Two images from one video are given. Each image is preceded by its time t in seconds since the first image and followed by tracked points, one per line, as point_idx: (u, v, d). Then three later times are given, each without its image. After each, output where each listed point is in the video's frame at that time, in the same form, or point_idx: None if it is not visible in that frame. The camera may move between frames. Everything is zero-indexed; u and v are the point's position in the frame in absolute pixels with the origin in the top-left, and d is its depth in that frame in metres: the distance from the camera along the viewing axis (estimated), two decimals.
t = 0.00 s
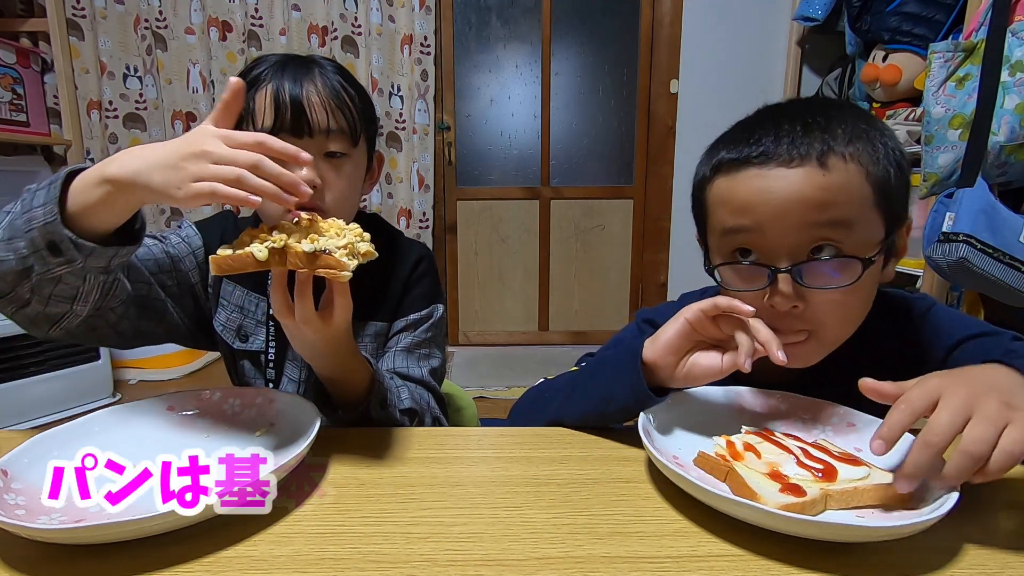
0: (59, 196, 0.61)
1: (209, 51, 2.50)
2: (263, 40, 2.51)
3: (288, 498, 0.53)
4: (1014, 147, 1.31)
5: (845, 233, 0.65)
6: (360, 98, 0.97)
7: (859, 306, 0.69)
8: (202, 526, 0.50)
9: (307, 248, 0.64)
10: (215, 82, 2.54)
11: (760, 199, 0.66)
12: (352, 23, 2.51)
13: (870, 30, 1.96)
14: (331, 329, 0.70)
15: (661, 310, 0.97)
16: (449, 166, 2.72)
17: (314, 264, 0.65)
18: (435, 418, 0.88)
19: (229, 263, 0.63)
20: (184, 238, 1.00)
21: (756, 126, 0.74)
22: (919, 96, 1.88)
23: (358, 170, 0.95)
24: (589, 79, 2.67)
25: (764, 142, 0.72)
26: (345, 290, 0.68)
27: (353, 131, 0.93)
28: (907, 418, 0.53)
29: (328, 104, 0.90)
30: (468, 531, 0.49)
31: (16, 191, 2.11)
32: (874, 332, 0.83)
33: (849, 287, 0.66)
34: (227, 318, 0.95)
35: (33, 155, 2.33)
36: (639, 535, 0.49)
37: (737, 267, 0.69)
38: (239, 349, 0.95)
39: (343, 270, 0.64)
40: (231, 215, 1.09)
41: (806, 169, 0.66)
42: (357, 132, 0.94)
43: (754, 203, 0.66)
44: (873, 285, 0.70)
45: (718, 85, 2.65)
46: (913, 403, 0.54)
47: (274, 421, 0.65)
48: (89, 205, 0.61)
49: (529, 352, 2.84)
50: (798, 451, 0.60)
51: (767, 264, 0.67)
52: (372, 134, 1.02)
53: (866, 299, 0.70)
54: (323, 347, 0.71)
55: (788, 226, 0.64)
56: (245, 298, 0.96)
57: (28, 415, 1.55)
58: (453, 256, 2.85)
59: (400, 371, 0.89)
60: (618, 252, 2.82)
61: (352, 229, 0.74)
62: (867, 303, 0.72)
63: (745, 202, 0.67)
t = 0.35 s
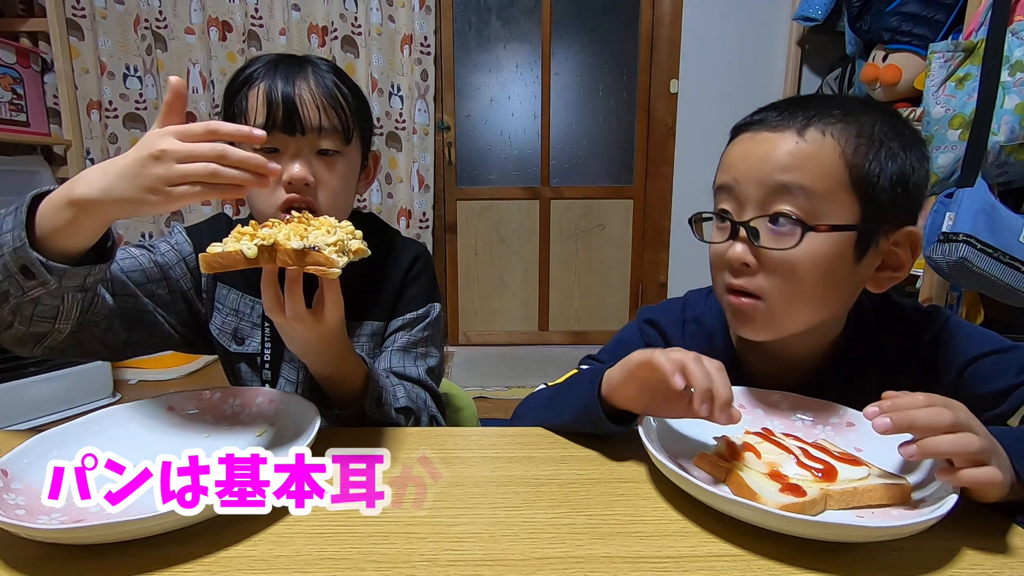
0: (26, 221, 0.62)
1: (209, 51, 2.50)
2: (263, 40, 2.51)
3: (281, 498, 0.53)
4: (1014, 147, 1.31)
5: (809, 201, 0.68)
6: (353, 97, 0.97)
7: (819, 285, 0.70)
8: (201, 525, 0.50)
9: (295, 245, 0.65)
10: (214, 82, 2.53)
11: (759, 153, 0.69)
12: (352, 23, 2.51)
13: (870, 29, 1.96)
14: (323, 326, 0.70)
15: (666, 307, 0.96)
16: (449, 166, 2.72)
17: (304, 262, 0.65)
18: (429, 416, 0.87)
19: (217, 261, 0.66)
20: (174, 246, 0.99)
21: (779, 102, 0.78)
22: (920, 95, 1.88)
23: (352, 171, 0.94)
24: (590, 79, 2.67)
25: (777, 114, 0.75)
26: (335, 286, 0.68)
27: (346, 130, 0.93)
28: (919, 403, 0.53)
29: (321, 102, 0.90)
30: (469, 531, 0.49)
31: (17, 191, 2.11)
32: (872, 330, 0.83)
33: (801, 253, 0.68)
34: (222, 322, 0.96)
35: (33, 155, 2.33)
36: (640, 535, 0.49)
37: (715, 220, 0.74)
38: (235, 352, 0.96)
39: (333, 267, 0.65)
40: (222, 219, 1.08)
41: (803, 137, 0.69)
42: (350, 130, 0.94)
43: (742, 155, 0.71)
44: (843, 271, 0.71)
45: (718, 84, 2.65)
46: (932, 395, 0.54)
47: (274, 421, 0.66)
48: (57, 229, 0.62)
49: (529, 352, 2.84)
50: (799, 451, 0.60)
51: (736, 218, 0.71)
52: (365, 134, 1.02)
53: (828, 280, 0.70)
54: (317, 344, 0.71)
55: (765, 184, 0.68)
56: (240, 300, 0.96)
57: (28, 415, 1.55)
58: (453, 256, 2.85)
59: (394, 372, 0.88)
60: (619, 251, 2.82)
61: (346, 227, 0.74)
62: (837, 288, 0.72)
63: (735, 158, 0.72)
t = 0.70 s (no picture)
0: (63, 237, 0.60)
1: (208, 51, 2.49)
2: (263, 40, 2.51)
3: (281, 498, 0.53)
4: (1013, 147, 1.31)
5: (787, 181, 0.70)
6: (359, 97, 0.98)
7: (795, 264, 0.71)
8: (202, 526, 0.50)
9: (293, 237, 0.65)
10: (214, 82, 2.53)
11: (750, 139, 0.72)
12: (352, 23, 2.51)
13: (870, 30, 1.96)
14: (319, 317, 0.70)
15: (666, 301, 0.96)
16: (449, 166, 2.72)
17: (300, 254, 0.65)
18: (429, 419, 0.86)
19: (217, 251, 0.65)
20: (166, 257, 0.97)
21: (780, 95, 0.80)
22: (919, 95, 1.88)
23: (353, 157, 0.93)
24: (590, 79, 2.67)
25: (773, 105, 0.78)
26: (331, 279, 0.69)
27: (346, 117, 0.92)
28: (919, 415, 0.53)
29: (322, 89, 0.91)
30: (469, 531, 0.49)
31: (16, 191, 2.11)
32: (871, 331, 0.83)
33: (778, 231, 0.69)
34: (219, 328, 0.96)
35: (32, 155, 2.33)
36: (641, 535, 0.49)
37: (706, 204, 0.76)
38: (235, 359, 0.95)
39: (328, 260, 0.65)
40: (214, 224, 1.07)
41: (789, 123, 0.72)
42: (351, 120, 0.94)
43: (735, 142, 0.75)
44: (823, 254, 0.71)
45: (718, 84, 2.64)
46: (933, 407, 0.54)
47: (273, 421, 0.65)
48: (98, 243, 0.61)
49: (529, 352, 2.84)
50: (798, 451, 0.60)
51: (723, 200, 0.73)
52: (369, 141, 1.02)
53: (806, 260, 0.71)
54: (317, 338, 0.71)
55: (751, 167, 0.71)
56: (236, 306, 0.96)
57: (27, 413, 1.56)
58: (453, 256, 2.85)
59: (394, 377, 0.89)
60: (618, 251, 2.82)
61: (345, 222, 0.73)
62: (818, 270, 0.72)
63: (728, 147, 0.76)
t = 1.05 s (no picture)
0: (85, 248, 0.65)
1: (208, 51, 2.49)
2: (263, 40, 2.51)
3: (282, 497, 0.53)
4: (1013, 147, 1.31)
5: (791, 178, 0.70)
6: (363, 98, 0.98)
7: (793, 262, 0.71)
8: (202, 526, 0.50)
9: (316, 215, 0.68)
10: (215, 82, 2.53)
11: (760, 133, 0.73)
12: (352, 23, 2.51)
13: (870, 30, 1.96)
14: (338, 301, 0.70)
15: (667, 298, 0.94)
16: (449, 166, 2.72)
17: (322, 232, 0.68)
18: (434, 415, 0.85)
19: (240, 228, 0.71)
20: (165, 262, 0.96)
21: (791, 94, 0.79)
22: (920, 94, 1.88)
23: (355, 153, 0.93)
24: (590, 79, 2.67)
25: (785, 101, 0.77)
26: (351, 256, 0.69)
27: (348, 114, 0.92)
28: (909, 421, 0.52)
29: (325, 86, 0.91)
30: (469, 531, 0.49)
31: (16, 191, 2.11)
32: (871, 331, 0.83)
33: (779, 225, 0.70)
34: (220, 328, 0.96)
35: (32, 155, 2.33)
36: (640, 535, 0.49)
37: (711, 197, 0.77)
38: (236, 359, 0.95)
39: (351, 237, 0.68)
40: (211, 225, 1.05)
41: (799, 120, 0.72)
42: (354, 118, 0.94)
43: (746, 136, 0.75)
44: (819, 254, 0.71)
45: (718, 84, 2.64)
46: (926, 412, 0.53)
47: (274, 421, 0.66)
48: (119, 254, 0.66)
49: (529, 352, 2.84)
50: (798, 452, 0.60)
51: (728, 193, 0.74)
52: (372, 143, 1.02)
53: (803, 258, 0.71)
54: (322, 333, 0.71)
55: (757, 162, 0.72)
56: (237, 306, 0.97)
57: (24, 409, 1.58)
58: (453, 256, 2.85)
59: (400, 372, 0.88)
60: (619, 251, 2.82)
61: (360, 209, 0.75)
62: (814, 269, 0.72)
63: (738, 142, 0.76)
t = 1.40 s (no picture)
0: (85, 251, 0.66)
1: (208, 51, 2.49)
2: (263, 40, 2.51)
3: (282, 497, 0.53)
4: (1014, 147, 1.31)
5: (806, 187, 0.70)
6: (364, 99, 0.98)
7: (795, 267, 0.71)
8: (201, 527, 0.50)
9: (313, 215, 0.68)
10: (214, 82, 2.53)
11: (783, 133, 0.73)
12: (352, 23, 2.51)
13: (870, 30, 1.96)
14: (338, 299, 0.69)
15: (666, 297, 0.94)
16: (449, 166, 2.72)
17: (321, 231, 0.69)
18: (436, 411, 0.86)
19: (238, 229, 0.71)
20: (166, 261, 0.96)
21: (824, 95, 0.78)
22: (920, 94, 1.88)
23: (356, 150, 0.93)
24: (590, 79, 2.67)
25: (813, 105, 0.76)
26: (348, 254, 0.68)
27: (349, 113, 0.93)
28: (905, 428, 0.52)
29: (326, 85, 0.91)
30: (469, 531, 0.49)
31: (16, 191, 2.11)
32: (872, 331, 0.83)
33: (789, 231, 0.70)
34: (221, 326, 0.96)
35: (32, 155, 2.33)
36: (640, 535, 0.49)
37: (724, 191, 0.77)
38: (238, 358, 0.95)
39: (349, 236, 0.68)
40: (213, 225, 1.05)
41: (825, 126, 0.71)
42: (354, 117, 0.94)
43: (771, 134, 0.75)
44: (821, 265, 0.72)
45: (718, 84, 2.64)
46: (921, 416, 0.53)
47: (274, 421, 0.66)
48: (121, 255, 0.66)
49: (529, 352, 2.84)
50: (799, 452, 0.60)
51: (743, 190, 0.74)
52: (372, 144, 1.02)
53: (806, 265, 0.71)
54: (320, 332, 0.70)
55: (774, 165, 0.72)
56: (238, 304, 0.96)
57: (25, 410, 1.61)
58: (453, 256, 2.85)
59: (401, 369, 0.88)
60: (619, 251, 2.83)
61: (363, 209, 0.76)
62: (813, 278, 0.72)
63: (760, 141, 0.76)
